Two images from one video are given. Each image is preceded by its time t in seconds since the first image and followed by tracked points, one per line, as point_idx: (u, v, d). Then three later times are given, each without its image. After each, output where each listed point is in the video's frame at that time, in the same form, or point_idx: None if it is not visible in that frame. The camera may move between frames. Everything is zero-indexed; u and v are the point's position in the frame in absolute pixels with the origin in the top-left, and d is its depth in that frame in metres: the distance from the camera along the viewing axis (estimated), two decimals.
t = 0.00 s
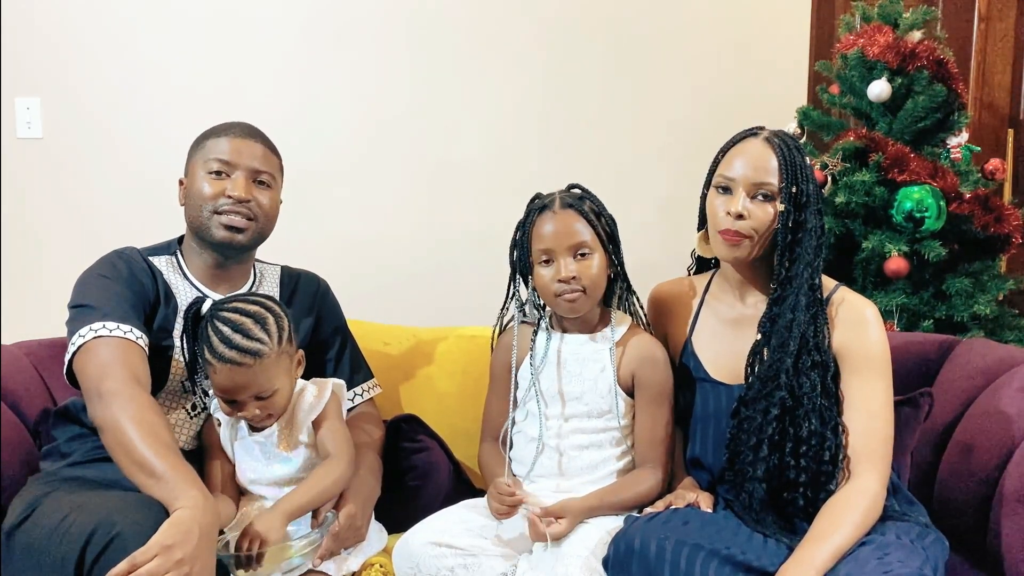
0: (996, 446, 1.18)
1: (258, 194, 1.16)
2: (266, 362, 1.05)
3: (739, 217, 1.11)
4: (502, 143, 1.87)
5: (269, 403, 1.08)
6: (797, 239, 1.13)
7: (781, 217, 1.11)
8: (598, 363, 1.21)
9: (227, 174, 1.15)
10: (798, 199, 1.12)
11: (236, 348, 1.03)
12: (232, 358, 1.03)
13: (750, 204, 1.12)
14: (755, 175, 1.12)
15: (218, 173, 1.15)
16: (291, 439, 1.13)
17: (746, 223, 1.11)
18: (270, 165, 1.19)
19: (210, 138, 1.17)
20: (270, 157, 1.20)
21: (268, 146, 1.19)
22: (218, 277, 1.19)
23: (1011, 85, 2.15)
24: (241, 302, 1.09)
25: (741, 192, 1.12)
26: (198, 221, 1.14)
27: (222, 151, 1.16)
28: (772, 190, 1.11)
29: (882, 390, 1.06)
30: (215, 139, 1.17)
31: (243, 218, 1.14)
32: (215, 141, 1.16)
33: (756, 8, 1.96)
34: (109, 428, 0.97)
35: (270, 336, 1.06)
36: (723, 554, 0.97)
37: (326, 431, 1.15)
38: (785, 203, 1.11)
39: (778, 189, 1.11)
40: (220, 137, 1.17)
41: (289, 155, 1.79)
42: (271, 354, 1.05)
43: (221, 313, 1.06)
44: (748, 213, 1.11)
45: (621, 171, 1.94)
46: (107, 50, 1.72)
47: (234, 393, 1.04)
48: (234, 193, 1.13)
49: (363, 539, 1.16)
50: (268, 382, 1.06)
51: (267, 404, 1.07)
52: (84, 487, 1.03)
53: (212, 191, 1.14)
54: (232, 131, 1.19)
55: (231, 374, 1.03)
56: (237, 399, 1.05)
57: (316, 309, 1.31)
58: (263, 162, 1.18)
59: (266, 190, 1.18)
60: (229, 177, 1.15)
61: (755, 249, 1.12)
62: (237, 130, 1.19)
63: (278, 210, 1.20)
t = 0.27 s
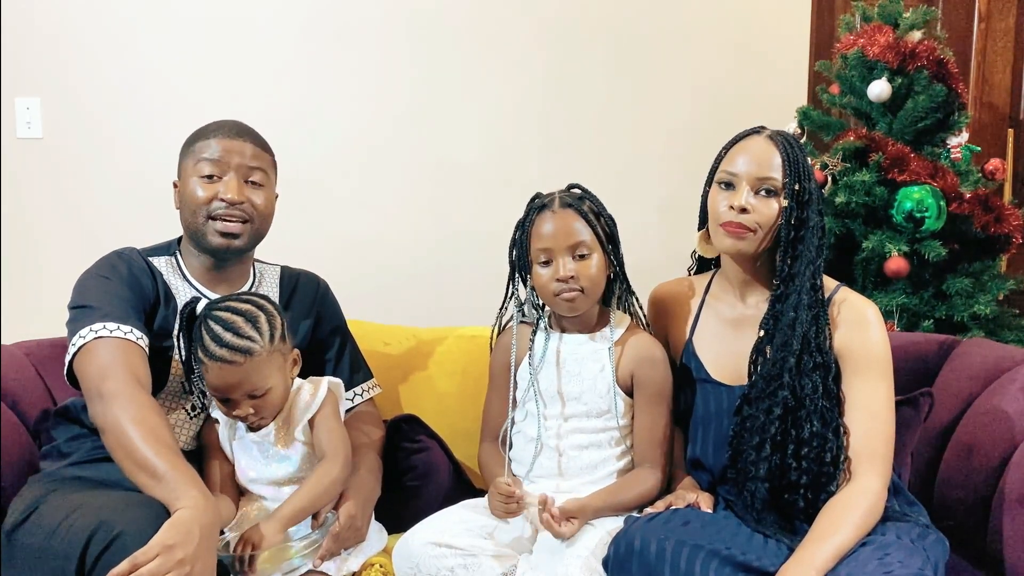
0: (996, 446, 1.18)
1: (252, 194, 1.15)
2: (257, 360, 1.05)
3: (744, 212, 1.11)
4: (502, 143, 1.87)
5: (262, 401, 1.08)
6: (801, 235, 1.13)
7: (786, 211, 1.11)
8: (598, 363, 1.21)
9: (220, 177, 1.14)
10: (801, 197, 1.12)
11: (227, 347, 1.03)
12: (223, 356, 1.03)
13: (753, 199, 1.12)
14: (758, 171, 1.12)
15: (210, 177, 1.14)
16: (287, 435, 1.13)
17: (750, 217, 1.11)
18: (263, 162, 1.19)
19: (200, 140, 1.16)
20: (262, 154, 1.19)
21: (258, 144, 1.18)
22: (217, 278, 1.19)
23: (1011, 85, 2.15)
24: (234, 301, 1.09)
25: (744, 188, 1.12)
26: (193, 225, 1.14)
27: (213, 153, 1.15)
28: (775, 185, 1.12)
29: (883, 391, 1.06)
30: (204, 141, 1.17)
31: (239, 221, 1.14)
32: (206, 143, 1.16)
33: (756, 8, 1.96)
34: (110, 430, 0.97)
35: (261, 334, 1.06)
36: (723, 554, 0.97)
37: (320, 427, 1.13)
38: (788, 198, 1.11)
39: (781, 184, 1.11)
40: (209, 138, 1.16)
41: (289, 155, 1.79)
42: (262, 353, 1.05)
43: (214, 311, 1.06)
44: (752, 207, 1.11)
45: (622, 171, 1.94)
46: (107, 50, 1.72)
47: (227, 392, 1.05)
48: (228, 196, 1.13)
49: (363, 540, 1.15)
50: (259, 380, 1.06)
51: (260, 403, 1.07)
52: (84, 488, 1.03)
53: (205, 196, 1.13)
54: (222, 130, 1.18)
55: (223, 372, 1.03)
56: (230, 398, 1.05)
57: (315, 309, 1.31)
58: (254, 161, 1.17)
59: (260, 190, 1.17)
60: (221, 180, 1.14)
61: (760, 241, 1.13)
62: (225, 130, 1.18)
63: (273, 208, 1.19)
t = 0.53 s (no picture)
0: (996, 446, 1.18)
1: (238, 188, 1.15)
2: (248, 360, 1.05)
3: (742, 216, 1.11)
4: (502, 144, 1.87)
5: (256, 401, 1.07)
6: (798, 236, 1.13)
7: (784, 214, 1.11)
8: (596, 362, 1.21)
9: (205, 176, 1.15)
10: (799, 198, 1.12)
11: (219, 348, 1.03)
12: (214, 358, 1.03)
13: (750, 202, 1.11)
14: (755, 173, 1.12)
15: (195, 177, 1.14)
16: (284, 433, 1.13)
17: (747, 220, 1.11)
18: (247, 156, 1.18)
19: (184, 143, 1.16)
20: (247, 148, 1.19)
21: (241, 138, 1.18)
22: (220, 277, 1.20)
23: (1011, 86, 2.15)
24: (226, 302, 1.09)
25: (742, 191, 1.12)
26: (186, 227, 1.14)
27: (198, 153, 1.15)
28: (773, 188, 1.11)
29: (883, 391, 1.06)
30: (189, 144, 1.17)
31: (229, 216, 1.14)
32: (189, 145, 1.16)
33: (756, 8, 1.96)
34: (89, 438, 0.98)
35: (253, 335, 1.06)
36: (723, 554, 0.97)
37: (315, 427, 1.13)
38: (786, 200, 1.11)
39: (779, 187, 1.11)
40: (193, 139, 1.16)
41: (289, 156, 1.79)
42: (254, 353, 1.05)
43: (206, 313, 1.06)
44: (749, 210, 1.11)
45: (622, 171, 1.94)
46: (107, 50, 1.72)
47: (219, 392, 1.05)
48: (214, 193, 1.13)
49: (363, 539, 1.16)
50: (251, 381, 1.06)
51: (253, 403, 1.07)
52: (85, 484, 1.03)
53: (193, 195, 1.13)
54: (202, 132, 1.18)
55: (214, 373, 1.03)
56: (222, 398, 1.05)
57: (317, 308, 1.31)
58: (238, 156, 1.17)
59: (247, 182, 1.17)
60: (206, 179, 1.14)
61: (757, 245, 1.12)
62: (206, 129, 1.18)
63: (265, 199, 1.19)
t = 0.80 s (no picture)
0: (996, 445, 1.18)
1: (227, 188, 1.15)
2: (247, 361, 1.04)
3: (738, 214, 1.11)
4: (502, 143, 1.87)
5: (255, 402, 1.07)
6: (794, 235, 1.12)
7: (780, 212, 1.11)
8: (596, 362, 1.21)
9: (194, 177, 1.14)
10: (795, 196, 1.12)
11: (219, 349, 1.03)
12: (214, 358, 1.03)
13: (746, 201, 1.12)
14: (749, 173, 1.12)
15: (185, 178, 1.14)
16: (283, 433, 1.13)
17: (744, 218, 1.11)
18: (236, 155, 1.18)
19: (173, 145, 1.16)
20: (237, 146, 1.18)
21: (230, 136, 1.18)
22: (220, 274, 1.20)
23: (1011, 85, 2.15)
24: (224, 302, 1.09)
25: (737, 191, 1.12)
26: (180, 228, 1.15)
27: (186, 154, 1.15)
28: (768, 187, 1.11)
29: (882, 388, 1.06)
30: (179, 146, 1.17)
31: (220, 214, 1.14)
32: (179, 146, 1.16)
33: (756, 8, 1.96)
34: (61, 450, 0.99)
35: (252, 335, 1.06)
36: (722, 554, 0.98)
37: (314, 426, 1.13)
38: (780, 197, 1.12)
39: (774, 185, 1.11)
40: (184, 140, 1.17)
41: (289, 156, 1.79)
42: (253, 353, 1.05)
43: (205, 313, 1.06)
44: (741, 210, 1.11)
45: (621, 171, 1.94)
46: (107, 50, 1.72)
47: (219, 392, 1.05)
48: (202, 193, 1.13)
49: (362, 540, 1.16)
50: (251, 381, 1.05)
51: (252, 404, 1.07)
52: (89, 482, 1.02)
53: (184, 196, 1.13)
54: (191, 133, 1.18)
55: (213, 374, 1.03)
56: (221, 399, 1.05)
57: (318, 305, 1.31)
58: (228, 156, 1.17)
59: (236, 180, 1.16)
60: (196, 179, 1.14)
61: (755, 242, 1.13)
62: (195, 131, 1.18)
63: (255, 198, 1.18)
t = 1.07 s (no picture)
0: (996, 445, 1.18)
1: (223, 186, 1.15)
2: (243, 358, 1.05)
3: (727, 214, 1.11)
4: (503, 143, 1.87)
5: (252, 400, 1.07)
6: (789, 238, 1.12)
7: (771, 214, 1.11)
8: (595, 362, 1.21)
9: (189, 175, 1.15)
10: (786, 196, 1.11)
11: (215, 345, 1.03)
12: (210, 355, 1.03)
13: (736, 202, 1.12)
14: (741, 174, 1.12)
15: (180, 177, 1.14)
16: (282, 434, 1.13)
17: (733, 219, 1.11)
18: (230, 154, 1.18)
19: (168, 144, 1.17)
20: (232, 146, 1.19)
21: (224, 135, 1.18)
22: (216, 274, 1.20)
23: (1010, 86, 2.15)
24: (220, 302, 1.09)
25: (727, 192, 1.13)
26: (176, 227, 1.15)
27: (182, 153, 1.15)
28: (759, 188, 1.12)
29: (881, 389, 1.06)
30: (174, 145, 1.17)
31: (215, 213, 1.14)
32: (175, 145, 1.16)
33: (756, 8, 1.96)
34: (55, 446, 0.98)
35: (248, 333, 1.06)
36: (722, 554, 0.98)
37: (315, 428, 1.13)
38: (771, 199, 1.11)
39: (765, 187, 1.11)
40: (179, 138, 1.17)
41: (289, 155, 1.79)
42: (249, 351, 1.05)
43: (201, 313, 1.07)
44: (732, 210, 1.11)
45: (621, 171, 1.94)
46: (107, 50, 1.72)
47: (215, 391, 1.04)
48: (197, 191, 1.13)
49: (361, 540, 1.16)
50: (247, 379, 1.05)
51: (249, 402, 1.07)
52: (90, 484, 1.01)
53: (179, 195, 1.13)
54: (185, 132, 1.18)
55: (209, 371, 1.03)
56: (218, 397, 1.05)
57: (315, 305, 1.31)
58: (222, 154, 1.17)
59: (231, 179, 1.16)
60: (191, 178, 1.14)
61: (745, 245, 1.13)
62: (190, 130, 1.18)
63: (250, 196, 1.18)
